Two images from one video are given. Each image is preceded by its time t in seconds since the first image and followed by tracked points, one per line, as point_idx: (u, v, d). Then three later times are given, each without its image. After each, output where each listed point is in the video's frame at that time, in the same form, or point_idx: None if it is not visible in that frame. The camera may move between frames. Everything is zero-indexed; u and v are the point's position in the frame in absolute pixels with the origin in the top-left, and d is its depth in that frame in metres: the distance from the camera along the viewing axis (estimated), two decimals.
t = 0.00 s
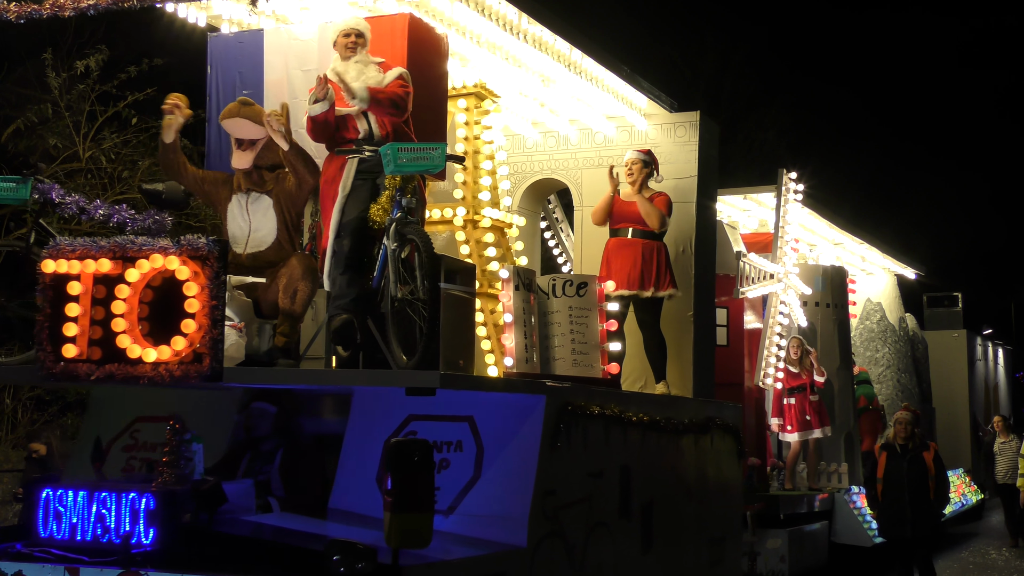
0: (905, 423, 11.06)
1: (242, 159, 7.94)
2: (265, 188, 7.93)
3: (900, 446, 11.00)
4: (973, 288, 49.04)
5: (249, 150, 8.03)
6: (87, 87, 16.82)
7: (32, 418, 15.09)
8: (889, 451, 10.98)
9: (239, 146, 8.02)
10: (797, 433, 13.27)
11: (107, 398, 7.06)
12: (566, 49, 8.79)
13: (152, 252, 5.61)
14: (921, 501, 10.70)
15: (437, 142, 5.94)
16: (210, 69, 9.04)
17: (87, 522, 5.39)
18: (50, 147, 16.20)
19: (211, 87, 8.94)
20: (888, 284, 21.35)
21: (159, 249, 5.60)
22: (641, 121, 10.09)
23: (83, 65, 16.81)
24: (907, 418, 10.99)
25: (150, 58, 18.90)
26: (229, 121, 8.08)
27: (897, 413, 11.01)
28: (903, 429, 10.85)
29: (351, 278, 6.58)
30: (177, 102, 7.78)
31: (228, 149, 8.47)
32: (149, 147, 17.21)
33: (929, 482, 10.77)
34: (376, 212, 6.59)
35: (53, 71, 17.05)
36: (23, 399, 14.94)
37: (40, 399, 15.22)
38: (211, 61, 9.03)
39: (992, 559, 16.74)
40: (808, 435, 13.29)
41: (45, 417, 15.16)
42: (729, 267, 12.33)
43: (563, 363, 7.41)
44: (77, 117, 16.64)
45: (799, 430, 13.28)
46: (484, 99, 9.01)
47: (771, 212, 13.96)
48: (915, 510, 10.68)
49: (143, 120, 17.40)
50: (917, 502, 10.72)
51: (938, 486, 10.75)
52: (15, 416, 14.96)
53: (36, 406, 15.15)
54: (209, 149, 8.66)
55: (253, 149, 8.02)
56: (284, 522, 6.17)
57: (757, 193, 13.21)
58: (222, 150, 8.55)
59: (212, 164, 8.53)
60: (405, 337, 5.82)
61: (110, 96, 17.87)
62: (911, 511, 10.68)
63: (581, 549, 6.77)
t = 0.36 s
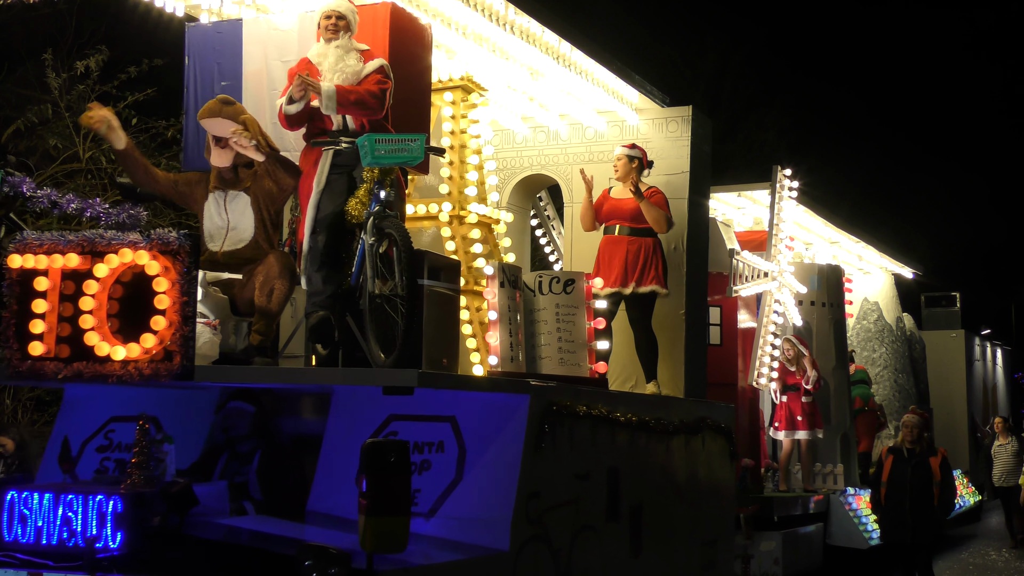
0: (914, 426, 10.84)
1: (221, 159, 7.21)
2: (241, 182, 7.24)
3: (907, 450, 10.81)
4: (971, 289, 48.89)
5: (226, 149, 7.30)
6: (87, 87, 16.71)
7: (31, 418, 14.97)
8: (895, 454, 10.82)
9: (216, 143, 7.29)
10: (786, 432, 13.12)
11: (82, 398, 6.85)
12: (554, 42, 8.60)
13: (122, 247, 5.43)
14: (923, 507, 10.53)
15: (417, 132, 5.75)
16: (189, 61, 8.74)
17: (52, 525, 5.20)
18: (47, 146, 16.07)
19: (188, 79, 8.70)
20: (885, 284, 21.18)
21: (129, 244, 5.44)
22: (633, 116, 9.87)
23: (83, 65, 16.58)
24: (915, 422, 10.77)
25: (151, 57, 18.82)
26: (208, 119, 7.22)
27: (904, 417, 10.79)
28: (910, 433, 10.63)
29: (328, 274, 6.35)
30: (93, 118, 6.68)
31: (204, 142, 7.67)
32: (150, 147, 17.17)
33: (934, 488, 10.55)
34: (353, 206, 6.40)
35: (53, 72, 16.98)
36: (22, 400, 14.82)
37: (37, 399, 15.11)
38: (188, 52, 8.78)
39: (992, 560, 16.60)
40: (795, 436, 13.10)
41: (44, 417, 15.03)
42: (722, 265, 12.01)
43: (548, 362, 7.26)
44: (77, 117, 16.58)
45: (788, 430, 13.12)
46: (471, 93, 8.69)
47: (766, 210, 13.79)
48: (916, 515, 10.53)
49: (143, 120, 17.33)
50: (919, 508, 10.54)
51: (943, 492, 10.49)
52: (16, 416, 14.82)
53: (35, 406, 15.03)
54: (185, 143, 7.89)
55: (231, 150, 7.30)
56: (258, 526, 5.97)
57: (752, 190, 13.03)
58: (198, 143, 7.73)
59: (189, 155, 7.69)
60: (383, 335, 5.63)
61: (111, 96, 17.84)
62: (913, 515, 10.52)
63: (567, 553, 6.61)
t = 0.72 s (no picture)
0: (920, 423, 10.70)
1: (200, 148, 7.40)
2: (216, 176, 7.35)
3: (914, 447, 10.67)
4: (969, 287, 48.76)
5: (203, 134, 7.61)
6: (86, 85, 17.01)
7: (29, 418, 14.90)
8: (902, 450, 10.68)
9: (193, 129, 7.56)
10: (776, 430, 13.04)
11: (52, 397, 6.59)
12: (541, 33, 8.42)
13: (86, 239, 5.22)
14: (927, 505, 10.34)
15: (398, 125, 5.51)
16: (163, 49, 8.55)
17: (13, 528, 4.96)
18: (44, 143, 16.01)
19: (163, 67, 8.51)
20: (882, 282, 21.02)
21: (94, 236, 5.22)
22: (622, 109, 9.68)
23: (81, 63, 16.77)
24: (921, 419, 10.62)
25: (151, 56, 18.80)
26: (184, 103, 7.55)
27: (911, 413, 10.62)
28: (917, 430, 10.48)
29: (304, 268, 6.05)
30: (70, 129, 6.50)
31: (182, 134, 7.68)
32: (148, 146, 17.26)
33: (938, 487, 10.38)
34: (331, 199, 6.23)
35: (53, 71, 17.07)
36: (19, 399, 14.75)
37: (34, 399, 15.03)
38: (163, 41, 8.58)
39: (992, 559, 16.46)
40: (784, 435, 12.99)
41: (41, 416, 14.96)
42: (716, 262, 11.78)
43: (533, 359, 7.09)
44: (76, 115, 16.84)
45: (778, 428, 13.02)
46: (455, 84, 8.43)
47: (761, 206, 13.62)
48: (918, 514, 10.34)
49: (143, 119, 17.40)
50: (922, 507, 10.35)
51: (950, 489, 10.32)
52: (13, 416, 14.73)
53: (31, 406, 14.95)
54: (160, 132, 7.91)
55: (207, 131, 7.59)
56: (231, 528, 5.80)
57: (745, 186, 12.86)
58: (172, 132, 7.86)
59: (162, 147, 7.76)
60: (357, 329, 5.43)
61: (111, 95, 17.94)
62: (915, 514, 10.34)
63: (551, 554, 6.44)
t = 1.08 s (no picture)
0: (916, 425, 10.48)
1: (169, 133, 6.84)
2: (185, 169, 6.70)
3: (911, 450, 10.43)
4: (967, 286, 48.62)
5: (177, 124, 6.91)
6: (90, 87, 18.10)
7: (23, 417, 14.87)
8: (898, 453, 10.46)
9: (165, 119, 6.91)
10: (773, 431, 12.71)
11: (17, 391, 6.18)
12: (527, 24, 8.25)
13: (50, 233, 4.85)
14: (925, 510, 10.18)
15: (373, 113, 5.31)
16: (136, 40, 8.30)
17: None
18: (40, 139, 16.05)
19: (136, 56, 8.28)
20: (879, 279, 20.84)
21: (58, 230, 4.87)
22: (613, 103, 9.50)
23: (84, 64, 17.90)
24: (918, 422, 10.42)
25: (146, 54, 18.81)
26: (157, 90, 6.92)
27: (908, 416, 10.39)
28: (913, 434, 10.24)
29: (280, 263, 5.75)
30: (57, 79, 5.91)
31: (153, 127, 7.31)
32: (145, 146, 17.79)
33: (936, 491, 10.20)
34: (306, 189, 5.93)
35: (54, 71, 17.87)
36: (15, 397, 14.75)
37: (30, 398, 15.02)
38: (137, 31, 8.34)
39: (992, 558, 16.34)
40: (781, 436, 12.67)
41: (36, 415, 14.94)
42: (707, 259, 11.34)
43: (518, 357, 6.94)
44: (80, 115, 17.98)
45: (775, 429, 12.70)
46: (442, 77, 8.17)
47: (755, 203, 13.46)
48: (916, 517, 10.19)
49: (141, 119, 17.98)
50: (919, 511, 10.20)
51: (947, 494, 10.15)
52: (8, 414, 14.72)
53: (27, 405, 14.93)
54: (134, 124, 7.46)
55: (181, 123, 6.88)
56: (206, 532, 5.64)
57: (740, 182, 12.69)
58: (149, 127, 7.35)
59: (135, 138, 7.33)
60: (332, 327, 5.23)
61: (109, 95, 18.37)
62: (912, 518, 10.19)
63: (535, 558, 6.25)
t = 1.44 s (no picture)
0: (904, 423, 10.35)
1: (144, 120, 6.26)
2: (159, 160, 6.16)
3: (900, 449, 10.31)
4: (965, 287, 48.49)
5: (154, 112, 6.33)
6: (85, 86, 17.92)
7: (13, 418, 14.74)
8: (886, 452, 10.34)
9: (142, 107, 6.34)
10: (771, 433, 12.67)
11: None
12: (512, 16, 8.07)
13: (11, 225, 4.63)
14: (915, 509, 10.01)
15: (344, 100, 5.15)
16: (109, 30, 8.02)
17: None
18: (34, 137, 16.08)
19: (109, 47, 8.02)
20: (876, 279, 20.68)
21: (19, 221, 4.65)
22: (601, 97, 9.33)
23: (82, 64, 17.73)
24: (906, 419, 10.27)
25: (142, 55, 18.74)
26: (137, 80, 6.41)
27: (896, 413, 10.25)
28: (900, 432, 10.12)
29: (251, 256, 5.50)
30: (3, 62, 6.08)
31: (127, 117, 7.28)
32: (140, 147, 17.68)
33: (926, 489, 10.00)
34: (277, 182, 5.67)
35: (53, 72, 17.98)
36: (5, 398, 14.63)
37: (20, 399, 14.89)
38: (110, 20, 8.06)
39: (989, 560, 16.24)
40: (781, 438, 12.64)
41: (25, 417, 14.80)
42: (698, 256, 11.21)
43: (501, 356, 6.75)
44: (75, 115, 17.84)
45: (774, 432, 12.67)
46: (425, 70, 7.88)
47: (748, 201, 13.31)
48: (907, 518, 10.02)
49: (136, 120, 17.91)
50: (910, 511, 10.02)
51: (937, 492, 9.92)
52: None
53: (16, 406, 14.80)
54: (108, 114, 7.42)
55: (159, 111, 6.31)
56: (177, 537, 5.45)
57: (733, 180, 12.53)
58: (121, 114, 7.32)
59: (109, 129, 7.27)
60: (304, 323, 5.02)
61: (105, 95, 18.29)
62: (905, 519, 10.03)
63: (516, 562, 6.09)
